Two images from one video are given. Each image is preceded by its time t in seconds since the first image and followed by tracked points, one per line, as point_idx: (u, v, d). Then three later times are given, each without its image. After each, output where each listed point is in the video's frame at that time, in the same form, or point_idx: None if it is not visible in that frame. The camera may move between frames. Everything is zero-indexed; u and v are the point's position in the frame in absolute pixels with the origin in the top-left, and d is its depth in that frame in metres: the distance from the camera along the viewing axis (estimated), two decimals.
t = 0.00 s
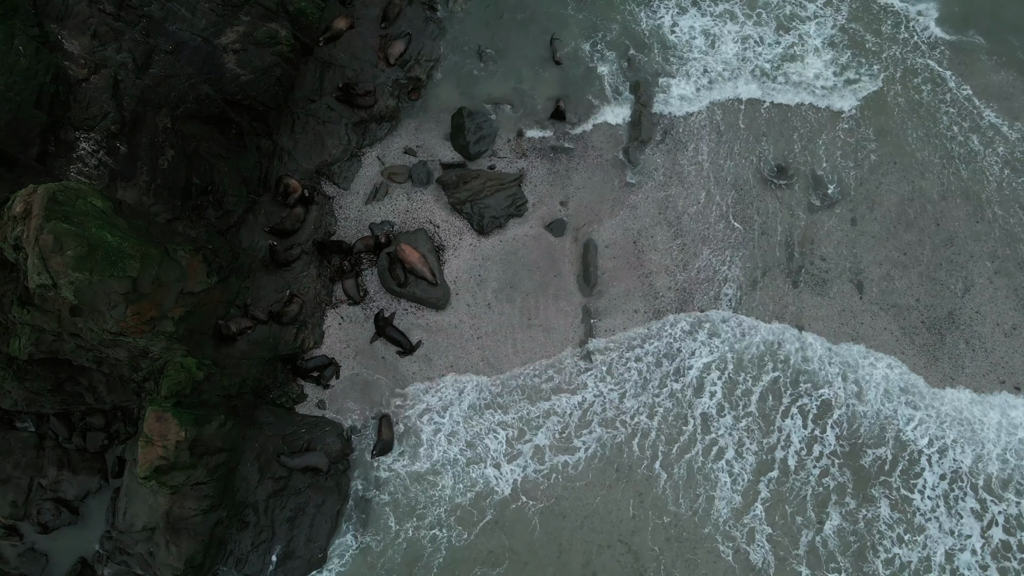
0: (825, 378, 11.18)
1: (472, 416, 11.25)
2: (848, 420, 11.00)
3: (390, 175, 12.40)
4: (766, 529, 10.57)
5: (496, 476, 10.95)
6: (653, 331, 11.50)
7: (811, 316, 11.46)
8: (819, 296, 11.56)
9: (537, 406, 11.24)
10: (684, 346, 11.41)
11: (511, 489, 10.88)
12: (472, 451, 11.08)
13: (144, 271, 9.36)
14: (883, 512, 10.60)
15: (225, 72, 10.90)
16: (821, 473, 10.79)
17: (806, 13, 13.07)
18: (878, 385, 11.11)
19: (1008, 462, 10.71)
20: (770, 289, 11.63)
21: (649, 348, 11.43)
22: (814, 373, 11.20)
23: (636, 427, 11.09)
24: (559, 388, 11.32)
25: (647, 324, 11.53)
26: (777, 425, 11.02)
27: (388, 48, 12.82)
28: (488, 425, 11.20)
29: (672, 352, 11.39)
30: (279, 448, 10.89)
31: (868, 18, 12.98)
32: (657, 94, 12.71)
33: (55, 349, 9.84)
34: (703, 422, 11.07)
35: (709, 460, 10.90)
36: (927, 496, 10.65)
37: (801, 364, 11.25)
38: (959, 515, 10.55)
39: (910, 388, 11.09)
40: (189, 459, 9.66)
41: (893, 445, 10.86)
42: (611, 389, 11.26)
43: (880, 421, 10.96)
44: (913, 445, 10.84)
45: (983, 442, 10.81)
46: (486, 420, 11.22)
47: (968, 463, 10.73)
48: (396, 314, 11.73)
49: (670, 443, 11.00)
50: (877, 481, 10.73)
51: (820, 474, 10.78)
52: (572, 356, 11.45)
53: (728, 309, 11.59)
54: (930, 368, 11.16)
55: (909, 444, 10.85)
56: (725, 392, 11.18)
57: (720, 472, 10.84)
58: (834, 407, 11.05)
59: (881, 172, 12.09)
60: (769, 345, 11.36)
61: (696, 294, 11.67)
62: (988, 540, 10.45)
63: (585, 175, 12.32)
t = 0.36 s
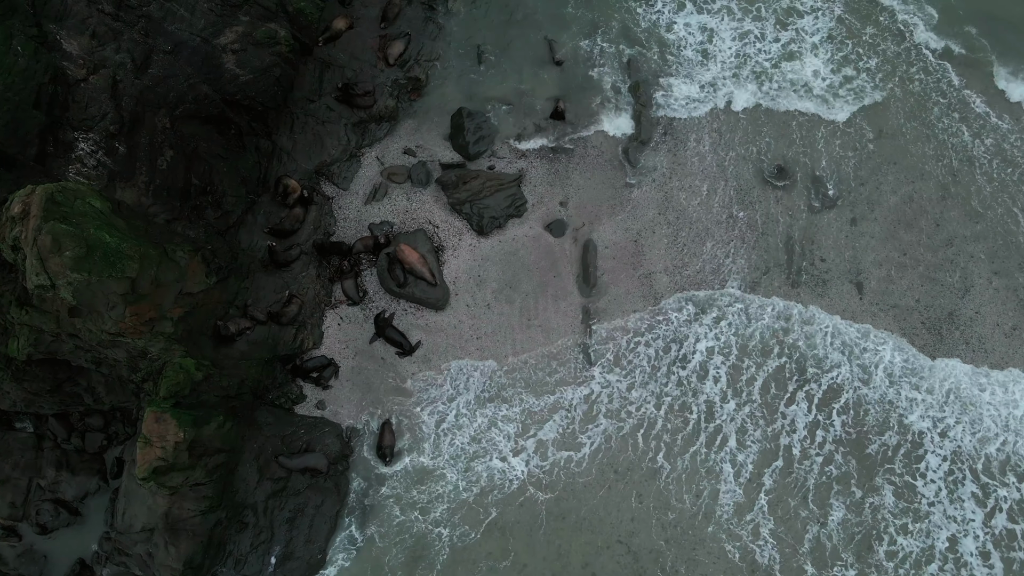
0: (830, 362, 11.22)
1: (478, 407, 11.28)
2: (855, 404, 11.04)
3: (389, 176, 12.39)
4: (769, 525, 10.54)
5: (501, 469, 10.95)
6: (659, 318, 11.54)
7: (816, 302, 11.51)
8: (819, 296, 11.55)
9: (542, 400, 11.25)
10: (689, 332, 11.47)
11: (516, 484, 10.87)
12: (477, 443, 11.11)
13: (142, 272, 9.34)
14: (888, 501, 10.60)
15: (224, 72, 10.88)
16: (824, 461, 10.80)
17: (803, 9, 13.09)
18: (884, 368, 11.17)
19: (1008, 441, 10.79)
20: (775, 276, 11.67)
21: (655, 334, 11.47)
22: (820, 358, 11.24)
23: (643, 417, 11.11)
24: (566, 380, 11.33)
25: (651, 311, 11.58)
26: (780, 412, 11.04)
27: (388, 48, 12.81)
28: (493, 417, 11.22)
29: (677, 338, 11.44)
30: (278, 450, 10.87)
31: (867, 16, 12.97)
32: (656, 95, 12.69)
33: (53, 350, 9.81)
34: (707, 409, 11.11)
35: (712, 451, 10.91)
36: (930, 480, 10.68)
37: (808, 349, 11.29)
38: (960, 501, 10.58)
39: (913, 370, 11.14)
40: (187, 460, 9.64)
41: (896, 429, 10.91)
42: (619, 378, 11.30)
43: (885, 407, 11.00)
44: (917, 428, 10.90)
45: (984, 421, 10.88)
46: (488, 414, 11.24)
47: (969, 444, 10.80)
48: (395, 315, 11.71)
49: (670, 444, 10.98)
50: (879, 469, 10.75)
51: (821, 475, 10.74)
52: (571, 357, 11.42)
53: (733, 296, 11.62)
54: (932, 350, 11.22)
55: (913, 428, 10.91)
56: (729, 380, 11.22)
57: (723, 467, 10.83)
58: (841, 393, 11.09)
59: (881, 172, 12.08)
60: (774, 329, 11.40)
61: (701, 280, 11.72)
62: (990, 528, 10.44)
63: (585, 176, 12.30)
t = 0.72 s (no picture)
0: (836, 348, 11.29)
1: (482, 402, 11.30)
2: (861, 390, 11.12)
3: (389, 176, 12.38)
4: (772, 522, 10.56)
5: (506, 466, 10.96)
6: (664, 305, 11.60)
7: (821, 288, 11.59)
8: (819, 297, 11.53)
9: (548, 393, 11.27)
10: (694, 319, 11.53)
11: (518, 483, 10.86)
12: (483, 434, 11.14)
13: (142, 272, 9.33)
14: (891, 487, 10.67)
15: (224, 73, 10.88)
16: (828, 450, 10.85)
17: (802, 2, 13.07)
18: (889, 352, 11.23)
19: (1007, 422, 10.89)
20: (780, 264, 11.73)
21: (663, 321, 11.53)
22: (826, 343, 11.31)
23: (650, 407, 11.14)
24: (572, 373, 11.35)
25: (656, 298, 11.65)
26: (784, 398, 11.10)
27: (387, 48, 12.80)
28: (501, 410, 11.24)
29: (682, 325, 11.51)
30: (278, 450, 10.87)
31: (868, 11, 12.93)
32: (656, 95, 12.69)
33: (53, 350, 9.81)
34: (712, 396, 11.17)
35: (716, 443, 10.94)
36: (932, 464, 10.74)
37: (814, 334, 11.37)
38: (961, 491, 10.61)
39: (916, 355, 11.20)
40: (187, 460, 9.64)
41: (899, 414, 10.99)
42: (627, 368, 11.34)
43: (889, 394, 11.07)
44: (919, 411, 10.98)
45: (984, 401, 10.97)
46: (493, 408, 11.27)
47: (969, 426, 10.90)
48: (395, 315, 11.70)
49: (670, 444, 10.96)
50: (881, 455, 10.82)
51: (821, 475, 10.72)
52: (572, 358, 11.41)
53: (738, 285, 11.66)
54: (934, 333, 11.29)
55: (916, 413, 10.98)
56: (733, 367, 11.28)
57: (724, 468, 10.82)
58: (848, 379, 11.16)
59: (881, 171, 12.08)
60: (779, 315, 11.47)
61: (706, 267, 11.78)
62: (991, 518, 10.48)
63: (586, 176, 12.29)
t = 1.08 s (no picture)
0: (842, 331, 11.33)
1: (481, 403, 11.27)
2: (867, 373, 11.13)
3: (388, 176, 12.37)
4: (774, 518, 10.49)
5: (505, 466, 10.91)
6: (669, 291, 11.64)
7: (825, 270, 11.64)
8: (818, 296, 11.52)
9: (553, 386, 11.27)
10: (698, 305, 11.57)
11: (517, 484, 10.81)
12: (489, 426, 11.14)
13: (141, 272, 9.32)
14: (895, 473, 10.63)
15: (223, 72, 10.88)
16: (833, 438, 10.83)
17: None
18: (894, 334, 11.27)
19: (1007, 402, 10.91)
20: (785, 248, 11.76)
21: (669, 307, 11.57)
22: (831, 327, 11.35)
23: (656, 397, 11.14)
24: (575, 368, 11.34)
25: (660, 283, 11.68)
26: (787, 382, 11.13)
27: (387, 48, 12.80)
28: (508, 402, 11.24)
29: (687, 309, 11.54)
30: (277, 451, 10.86)
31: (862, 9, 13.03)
32: (656, 94, 12.70)
33: (53, 350, 9.81)
34: (715, 382, 11.18)
35: (720, 433, 10.93)
36: (933, 448, 10.72)
37: (819, 318, 11.42)
38: (964, 484, 10.52)
39: (922, 336, 11.23)
40: (186, 461, 9.62)
41: (902, 397, 10.99)
42: (638, 359, 11.35)
43: (894, 376, 11.09)
44: (922, 392, 10.99)
45: (983, 378, 11.02)
46: (498, 400, 11.26)
47: (969, 406, 10.91)
48: (394, 315, 11.68)
49: (670, 444, 10.92)
50: (884, 440, 10.80)
51: (822, 476, 10.65)
52: (571, 358, 11.38)
53: (743, 271, 11.70)
54: (935, 312, 11.33)
55: (919, 395, 10.99)
56: (738, 351, 11.32)
57: (724, 470, 10.74)
58: (853, 362, 11.19)
59: (881, 172, 12.05)
60: (783, 301, 11.53)
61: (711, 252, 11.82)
62: (993, 508, 10.37)
63: (586, 177, 12.27)
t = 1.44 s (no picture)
0: (846, 317, 11.40)
1: (480, 404, 11.26)
2: (871, 359, 11.18)
3: (388, 176, 12.37)
4: (775, 515, 10.48)
5: (505, 467, 10.90)
6: (672, 278, 11.72)
7: (829, 252, 11.72)
8: (819, 296, 11.52)
9: (560, 380, 11.28)
10: (703, 292, 11.64)
11: (518, 484, 10.81)
12: (493, 420, 11.17)
13: (141, 272, 9.32)
14: (897, 460, 10.64)
15: (223, 72, 10.88)
16: (836, 426, 10.85)
17: None
18: (898, 314, 11.35)
19: (1007, 381, 10.98)
20: (789, 234, 11.84)
21: (674, 294, 11.64)
22: (836, 313, 11.42)
23: (662, 386, 11.17)
24: (575, 367, 11.34)
25: (664, 271, 11.76)
26: (790, 368, 11.18)
27: (387, 48, 12.81)
28: (514, 394, 11.27)
29: (690, 296, 11.62)
30: (277, 451, 10.85)
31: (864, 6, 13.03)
32: (656, 93, 12.73)
33: (53, 350, 9.82)
34: (718, 370, 11.21)
35: (724, 422, 10.95)
36: (934, 432, 10.75)
37: (822, 305, 11.49)
38: (962, 479, 10.51)
39: (927, 318, 11.31)
40: (186, 461, 9.63)
41: (905, 381, 11.04)
42: (649, 348, 11.38)
43: (897, 359, 11.15)
44: (924, 373, 11.06)
45: (984, 356, 11.09)
46: (503, 392, 11.29)
47: (969, 386, 10.97)
48: (394, 315, 11.69)
49: (670, 444, 10.90)
50: (886, 427, 10.82)
51: (823, 477, 10.62)
52: (571, 358, 11.38)
53: (746, 257, 11.79)
54: (936, 292, 11.42)
55: (921, 378, 11.05)
56: (742, 336, 11.37)
57: (725, 471, 10.73)
58: (857, 348, 11.25)
59: (881, 173, 12.06)
60: (787, 289, 11.60)
61: (715, 240, 11.90)
62: (993, 498, 10.39)
63: (586, 177, 12.28)
